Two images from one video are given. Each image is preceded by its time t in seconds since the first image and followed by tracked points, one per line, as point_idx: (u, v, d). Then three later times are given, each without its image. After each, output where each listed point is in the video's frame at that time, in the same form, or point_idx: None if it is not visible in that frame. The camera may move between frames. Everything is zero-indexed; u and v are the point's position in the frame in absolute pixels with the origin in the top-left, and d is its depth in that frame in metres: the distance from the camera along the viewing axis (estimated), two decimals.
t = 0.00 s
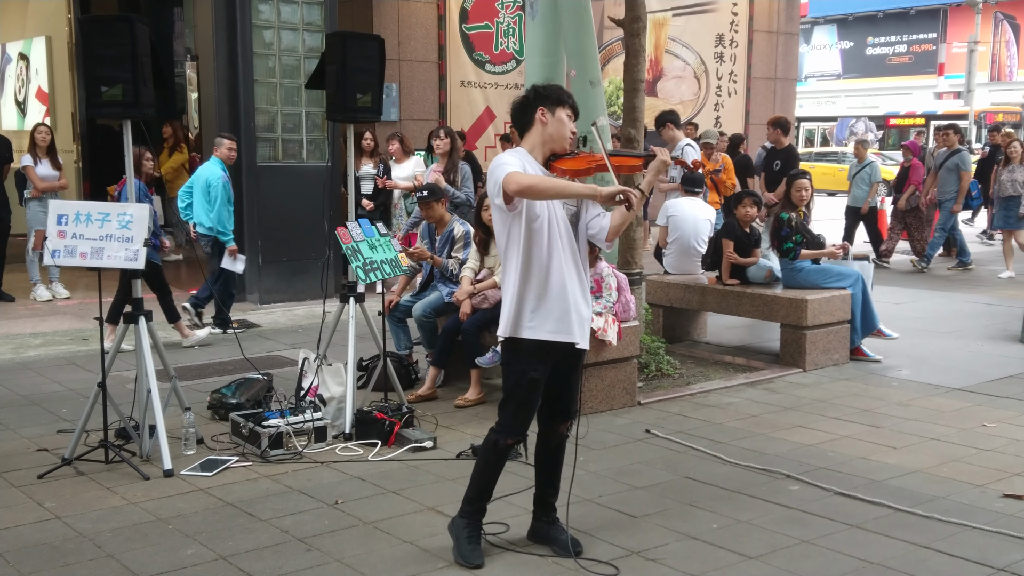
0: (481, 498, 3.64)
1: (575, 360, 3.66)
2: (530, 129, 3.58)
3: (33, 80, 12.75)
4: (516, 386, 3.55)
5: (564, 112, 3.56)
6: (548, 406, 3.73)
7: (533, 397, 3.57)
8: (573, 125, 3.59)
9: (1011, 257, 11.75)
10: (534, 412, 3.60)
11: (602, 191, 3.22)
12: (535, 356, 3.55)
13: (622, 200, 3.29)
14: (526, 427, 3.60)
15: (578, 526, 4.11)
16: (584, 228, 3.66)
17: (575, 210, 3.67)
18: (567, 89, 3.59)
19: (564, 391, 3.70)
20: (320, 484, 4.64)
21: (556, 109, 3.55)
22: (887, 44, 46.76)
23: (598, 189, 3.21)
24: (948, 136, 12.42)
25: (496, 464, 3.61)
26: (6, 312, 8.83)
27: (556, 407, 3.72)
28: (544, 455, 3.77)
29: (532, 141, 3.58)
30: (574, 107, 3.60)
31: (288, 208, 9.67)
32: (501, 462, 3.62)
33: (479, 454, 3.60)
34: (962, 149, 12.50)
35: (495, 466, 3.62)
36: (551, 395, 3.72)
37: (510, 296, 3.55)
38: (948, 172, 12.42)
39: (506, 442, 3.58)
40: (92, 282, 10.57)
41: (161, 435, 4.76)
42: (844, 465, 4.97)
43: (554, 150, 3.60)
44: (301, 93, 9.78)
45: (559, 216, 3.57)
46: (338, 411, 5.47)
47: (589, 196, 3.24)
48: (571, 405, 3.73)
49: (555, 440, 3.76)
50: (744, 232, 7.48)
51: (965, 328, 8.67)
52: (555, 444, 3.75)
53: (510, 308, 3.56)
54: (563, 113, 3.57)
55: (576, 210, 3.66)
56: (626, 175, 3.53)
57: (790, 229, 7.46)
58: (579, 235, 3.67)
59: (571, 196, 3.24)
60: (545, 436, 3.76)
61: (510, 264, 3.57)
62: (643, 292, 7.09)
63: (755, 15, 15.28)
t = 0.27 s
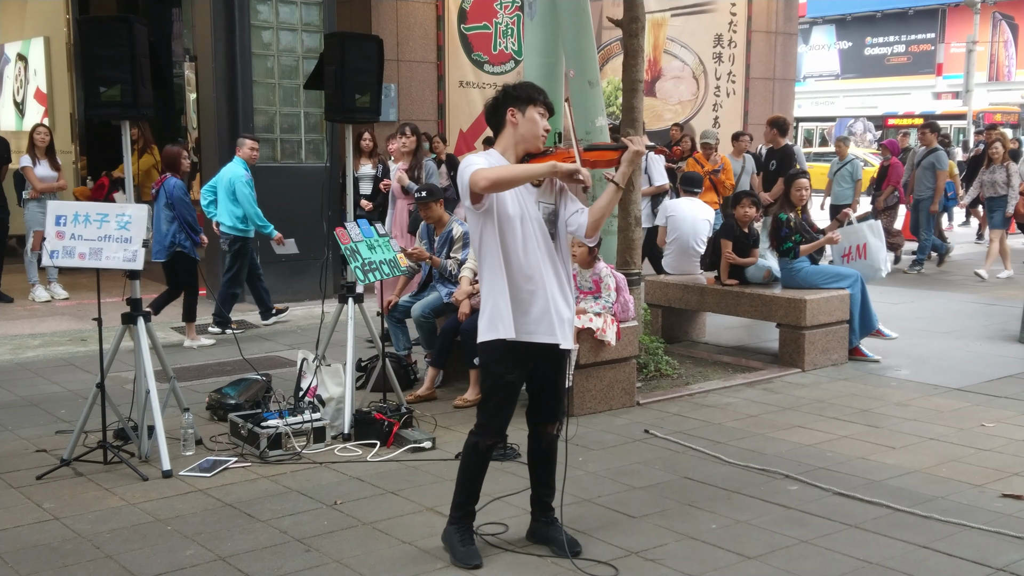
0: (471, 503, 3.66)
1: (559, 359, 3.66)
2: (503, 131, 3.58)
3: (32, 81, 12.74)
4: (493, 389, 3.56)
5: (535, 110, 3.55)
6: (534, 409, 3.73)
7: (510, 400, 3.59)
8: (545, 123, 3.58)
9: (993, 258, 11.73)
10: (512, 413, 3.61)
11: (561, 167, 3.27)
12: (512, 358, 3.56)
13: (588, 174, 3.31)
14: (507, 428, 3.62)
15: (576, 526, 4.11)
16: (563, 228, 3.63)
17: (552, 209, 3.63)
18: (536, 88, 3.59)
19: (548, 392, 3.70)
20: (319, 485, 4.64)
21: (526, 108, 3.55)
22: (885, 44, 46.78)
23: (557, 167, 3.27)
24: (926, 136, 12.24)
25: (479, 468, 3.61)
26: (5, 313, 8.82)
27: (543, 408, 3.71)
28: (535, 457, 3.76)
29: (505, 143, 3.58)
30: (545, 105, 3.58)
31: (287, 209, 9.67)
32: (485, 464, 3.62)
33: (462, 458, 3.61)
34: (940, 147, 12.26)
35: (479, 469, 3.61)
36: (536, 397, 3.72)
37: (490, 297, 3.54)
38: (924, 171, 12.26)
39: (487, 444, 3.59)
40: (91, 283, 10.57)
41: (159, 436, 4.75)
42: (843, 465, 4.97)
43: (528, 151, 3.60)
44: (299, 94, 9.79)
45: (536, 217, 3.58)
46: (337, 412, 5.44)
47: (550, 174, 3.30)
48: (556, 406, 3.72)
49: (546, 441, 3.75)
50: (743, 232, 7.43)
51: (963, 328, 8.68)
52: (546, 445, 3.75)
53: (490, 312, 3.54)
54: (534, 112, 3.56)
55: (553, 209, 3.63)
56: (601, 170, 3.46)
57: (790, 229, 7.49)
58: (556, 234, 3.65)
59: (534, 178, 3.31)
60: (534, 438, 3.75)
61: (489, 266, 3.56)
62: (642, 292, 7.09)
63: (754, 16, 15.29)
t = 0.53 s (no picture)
0: (455, 505, 3.67)
1: (528, 360, 3.62)
2: (468, 133, 3.55)
3: (21, 81, 12.70)
4: (455, 390, 3.60)
5: (496, 113, 3.43)
6: (513, 412, 3.70)
7: (473, 399, 3.61)
8: (509, 126, 3.46)
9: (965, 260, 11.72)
10: (479, 412, 3.64)
11: (488, 157, 3.24)
12: (475, 358, 3.58)
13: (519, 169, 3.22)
14: (475, 427, 3.65)
15: (569, 526, 4.12)
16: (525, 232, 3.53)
17: (514, 212, 3.54)
18: (504, 88, 3.45)
19: (521, 394, 3.67)
20: (311, 486, 4.63)
21: (488, 110, 3.46)
22: (875, 43, 46.96)
23: (484, 156, 3.24)
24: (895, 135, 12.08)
25: (458, 468, 3.63)
26: None
27: (521, 409, 3.68)
28: (519, 459, 3.75)
29: (469, 145, 3.55)
30: (511, 107, 3.44)
31: (278, 209, 9.65)
32: (458, 464, 3.63)
33: (439, 459, 3.64)
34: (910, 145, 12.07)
35: (454, 470, 3.63)
36: (511, 399, 3.69)
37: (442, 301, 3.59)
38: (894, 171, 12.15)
39: (457, 443, 3.61)
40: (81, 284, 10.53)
41: (150, 438, 4.74)
42: (835, 463, 4.98)
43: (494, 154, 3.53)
44: (290, 94, 9.76)
45: (490, 220, 3.54)
46: (328, 412, 5.48)
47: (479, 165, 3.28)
48: (533, 408, 3.69)
49: (528, 442, 3.73)
50: (734, 231, 7.44)
51: (953, 326, 8.72)
52: (530, 447, 3.73)
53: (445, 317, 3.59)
54: (497, 114, 3.44)
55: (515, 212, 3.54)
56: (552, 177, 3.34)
57: (778, 225, 7.59)
58: (519, 238, 3.56)
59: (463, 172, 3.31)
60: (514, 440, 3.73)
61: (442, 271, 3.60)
62: (633, 291, 7.09)
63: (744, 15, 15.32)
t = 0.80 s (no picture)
0: (444, 505, 3.68)
1: (502, 359, 3.61)
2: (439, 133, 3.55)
3: (11, 81, 12.63)
4: (426, 386, 3.60)
5: (456, 122, 3.40)
6: (493, 412, 3.68)
7: (444, 395, 3.61)
8: (470, 137, 3.42)
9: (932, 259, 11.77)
10: (454, 408, 3.64)
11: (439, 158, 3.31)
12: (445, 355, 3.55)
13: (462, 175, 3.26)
14: (452, 423, 3.65)
15: (561, 525, 4.12)
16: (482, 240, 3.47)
17: (474, 219, 3.49)
18: (471, 97, 3.36)
19: (499, 393, 3.65)
20: (303, 486, 4.63)
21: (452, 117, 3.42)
22: (865, 43, 47.11)
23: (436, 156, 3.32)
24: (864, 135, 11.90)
25: (440, 467, 3.64)
26: None
27: (502, 409, 3.66)
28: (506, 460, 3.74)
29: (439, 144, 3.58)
30: (472, 118, 3.38)
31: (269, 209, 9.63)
32: (439, 461, 3.64)
33: (422, 459, 3.64)
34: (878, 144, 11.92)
35: (436, 468, 3.64)
36: (491, 399, 3.67)
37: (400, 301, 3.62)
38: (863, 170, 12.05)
39: (435, 440, 3.63)
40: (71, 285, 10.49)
41: (141, 438, 4.73)
42: (826, 461, 5.00)
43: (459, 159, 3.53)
44: (281, 93, 9.78)
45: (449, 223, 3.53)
46: (321, 412, 5.43)
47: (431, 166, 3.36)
48: (512, 407, 3.66)
49: (512, 441, 3.71)
50: (726, 230, 7.50)
51: (943, 325, 8.75)
52: (516, 446, 3.72)
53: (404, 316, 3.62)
54: (459, 124, 3.41)
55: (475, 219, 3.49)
56: (496, 197, 3.32)
57: (765, 222, 7.60)
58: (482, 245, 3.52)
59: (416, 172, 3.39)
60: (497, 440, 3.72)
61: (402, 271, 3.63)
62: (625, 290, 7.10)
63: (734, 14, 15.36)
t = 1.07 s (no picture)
0: (439, 505, 3.67)
1: (490, 361, 3.61)
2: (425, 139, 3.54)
3: (7, 80, 12.62)
4: (416, 387, 3.60)
5: (440, 134, 3.38)
6: (483, 412, 3.67)
7: (432, 395, 3.61)
8: (454, 148, 3.40)
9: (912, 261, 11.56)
10: (444, 408, 3.63)
11: (426, 183, 3.28)
12: (434, 354, 3.55)
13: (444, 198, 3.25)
14: (443, 423, 3.64)
15: (558, 526, 4.12)
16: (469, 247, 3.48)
17: (462, 226, 3.49)
18: (454, 107, 3.33)
19: (487, 392, 3.64)
20: (300, 487, 4.62)
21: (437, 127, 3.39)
22: (862, 44, 47.16)
23: (422, 183, 3.29)
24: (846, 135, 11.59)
25: (433, 468, 3.64)
26: None
27: (493, 411, 3.64)
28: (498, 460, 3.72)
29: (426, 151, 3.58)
30: (455, 129, 3.35)
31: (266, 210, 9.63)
32: (431, 462, 3.64)
33: (415, 459, 3.64)
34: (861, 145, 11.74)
35: (428, 469, 3.64)
36: (480, 398, 3.65)
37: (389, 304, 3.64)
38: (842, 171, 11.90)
39: (426, 440, 3.62)
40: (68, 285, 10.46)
41: (138, 439, 4.72)
42: (823, 462, 5.00)
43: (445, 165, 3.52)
44: (278, 93, 9.76)
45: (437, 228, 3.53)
46: (317, 413, 5.43)
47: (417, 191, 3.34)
48: (502, 407, 3.64)
49: (505, 442, 3.70)
50: (723, 231, 7.50)
51: (939, 325, 8.77)
52: (507, 446, 3.70)
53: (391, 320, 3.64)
54: (442, 134, 3.38)
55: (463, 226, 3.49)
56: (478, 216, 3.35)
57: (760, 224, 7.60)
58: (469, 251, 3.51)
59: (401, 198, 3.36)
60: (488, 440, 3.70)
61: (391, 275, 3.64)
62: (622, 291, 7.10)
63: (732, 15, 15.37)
